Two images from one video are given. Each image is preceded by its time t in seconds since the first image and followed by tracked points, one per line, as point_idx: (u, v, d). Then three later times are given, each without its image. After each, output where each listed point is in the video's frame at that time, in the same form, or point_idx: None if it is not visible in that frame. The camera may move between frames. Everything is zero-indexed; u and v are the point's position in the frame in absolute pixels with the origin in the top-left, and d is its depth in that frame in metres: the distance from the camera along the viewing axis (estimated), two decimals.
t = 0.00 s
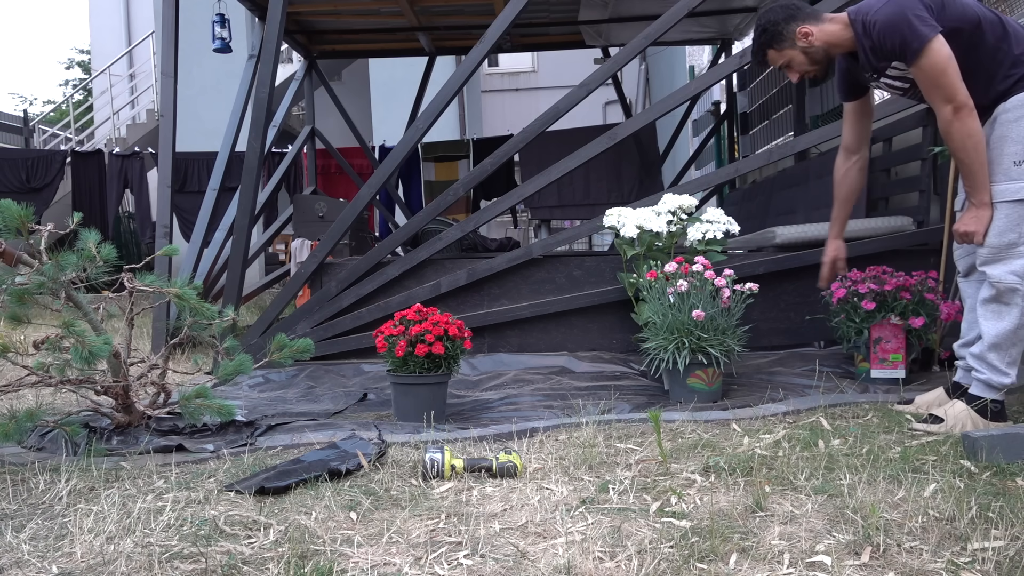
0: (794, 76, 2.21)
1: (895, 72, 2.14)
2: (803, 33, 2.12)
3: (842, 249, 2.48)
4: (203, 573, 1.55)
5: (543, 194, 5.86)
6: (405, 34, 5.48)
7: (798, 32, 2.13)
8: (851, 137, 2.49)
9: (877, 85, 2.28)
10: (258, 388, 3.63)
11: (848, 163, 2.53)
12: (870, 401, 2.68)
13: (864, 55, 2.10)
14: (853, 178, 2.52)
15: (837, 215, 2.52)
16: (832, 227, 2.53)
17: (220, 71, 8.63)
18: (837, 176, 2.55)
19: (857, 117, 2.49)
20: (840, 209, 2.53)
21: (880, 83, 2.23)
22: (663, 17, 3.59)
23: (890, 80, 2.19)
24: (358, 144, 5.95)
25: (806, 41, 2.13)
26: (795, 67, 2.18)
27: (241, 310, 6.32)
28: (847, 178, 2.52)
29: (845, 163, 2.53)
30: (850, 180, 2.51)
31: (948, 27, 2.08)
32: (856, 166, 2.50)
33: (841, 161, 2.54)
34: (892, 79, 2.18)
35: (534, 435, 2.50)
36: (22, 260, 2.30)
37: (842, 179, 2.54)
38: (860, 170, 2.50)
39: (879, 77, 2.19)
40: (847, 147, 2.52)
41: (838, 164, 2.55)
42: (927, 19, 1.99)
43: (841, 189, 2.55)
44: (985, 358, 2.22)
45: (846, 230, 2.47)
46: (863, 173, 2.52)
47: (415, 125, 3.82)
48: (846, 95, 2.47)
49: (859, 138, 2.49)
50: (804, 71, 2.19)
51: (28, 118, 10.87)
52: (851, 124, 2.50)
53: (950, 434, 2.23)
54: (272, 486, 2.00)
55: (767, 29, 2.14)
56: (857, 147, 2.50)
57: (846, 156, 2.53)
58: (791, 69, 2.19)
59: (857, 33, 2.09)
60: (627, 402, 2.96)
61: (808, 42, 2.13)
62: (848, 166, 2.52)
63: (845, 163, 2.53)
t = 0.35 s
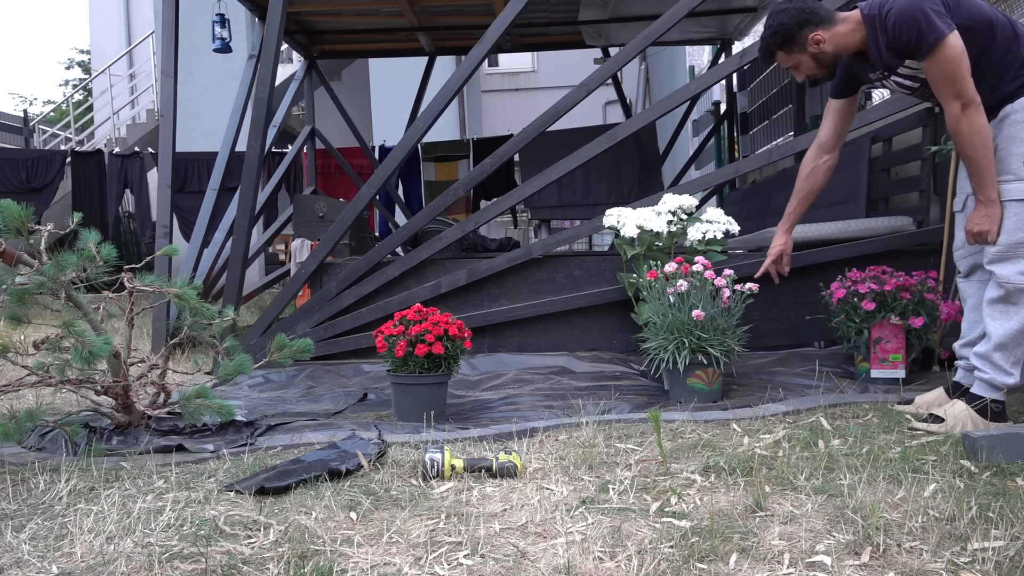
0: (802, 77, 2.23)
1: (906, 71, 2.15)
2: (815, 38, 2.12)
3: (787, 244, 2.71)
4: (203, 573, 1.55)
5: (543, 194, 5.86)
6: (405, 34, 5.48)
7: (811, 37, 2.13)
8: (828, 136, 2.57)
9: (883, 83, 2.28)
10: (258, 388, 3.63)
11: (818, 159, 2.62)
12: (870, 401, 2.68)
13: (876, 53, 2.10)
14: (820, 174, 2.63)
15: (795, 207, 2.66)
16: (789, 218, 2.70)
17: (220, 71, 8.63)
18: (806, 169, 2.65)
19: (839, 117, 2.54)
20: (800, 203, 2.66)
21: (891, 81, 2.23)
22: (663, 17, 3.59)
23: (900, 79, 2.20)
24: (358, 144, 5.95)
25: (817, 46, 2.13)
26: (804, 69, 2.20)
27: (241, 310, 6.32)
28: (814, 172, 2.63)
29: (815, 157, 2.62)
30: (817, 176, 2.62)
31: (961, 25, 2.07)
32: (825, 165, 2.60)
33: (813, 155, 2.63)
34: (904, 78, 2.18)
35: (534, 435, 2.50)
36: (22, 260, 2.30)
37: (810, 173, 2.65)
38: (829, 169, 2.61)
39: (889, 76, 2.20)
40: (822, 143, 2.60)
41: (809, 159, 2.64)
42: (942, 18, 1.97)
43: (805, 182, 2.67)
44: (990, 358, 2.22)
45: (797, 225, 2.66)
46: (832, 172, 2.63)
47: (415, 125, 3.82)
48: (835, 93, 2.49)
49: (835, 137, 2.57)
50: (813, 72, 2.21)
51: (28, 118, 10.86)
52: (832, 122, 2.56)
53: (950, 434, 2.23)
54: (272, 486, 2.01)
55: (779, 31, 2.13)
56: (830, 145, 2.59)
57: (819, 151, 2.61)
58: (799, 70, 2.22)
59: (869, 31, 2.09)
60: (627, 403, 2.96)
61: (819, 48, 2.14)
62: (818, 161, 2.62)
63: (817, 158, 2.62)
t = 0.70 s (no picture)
0: (807, 81, 2.21)
1: (910, 72, 2.13)
2: (822, 37, 2.11)
3: (784, 250, 2.68)
4: (203, 574, 1.55)
5: (543, 194, 5.86)
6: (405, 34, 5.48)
7: (818, 36, 2.11)
8: (829, 140, 2.59)
9: (883, 87, 2.27)
10: (258, 388, 3.63)
11: (818, 164, 2.62)
12: (870, 401, 2.68)
13: (879, 56, 2.09)
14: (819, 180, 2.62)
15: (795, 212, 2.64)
16: (789, 224, 2.68)
17: (220, 71, 8.63)
18: (806, 175, 2.64)
19: (840, 121, 2.56)
20: (801, 208, 2.64)
21: (892, 83, 2.22)
22: (663, 17, 3.58)
23: (902, 81, 2.19)
24: (358, 144, 5.94)
25: (824, 46, 2.12)
26: (810, 71, 2.17)
27: (241, 310, 6.32)
28: (814, 178, 2.61)
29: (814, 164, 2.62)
30: (817, 181, 2.61)
31: (963, 25, 2.07)
32: (826, 169, 2.59)
33: (813, 161, 2.63)
34: (907, 80, 2.17)
35: (534, 435, 2.50)
36: (22, 260, 2.30)
37: (810, 179, 2.63)
38: (829, 174, 2.59)
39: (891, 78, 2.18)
40: (822, 149, 2.61)
41: (809, 164, 2.64)
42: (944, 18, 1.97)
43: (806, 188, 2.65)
44: (991, 358, 2.22)
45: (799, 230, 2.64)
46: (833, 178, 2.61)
47: (415, 125, 3.82)
48: (835, 98, 2.51)
49: (835, 141, 2.59)
50: (819, 75, 2.19)
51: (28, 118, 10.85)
52: (832, 126, 2.58)
53: (950, 434, 2.22)
54: (272, 486, 2.00)
55: (785, 31, 2.12)
56: (830, 150, 2.60)
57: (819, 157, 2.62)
58: (803, 73, 2.19)
59: (871, 33, 2.09)
60: (628, 403, 2.95)
61: (825, 47, 2.12)
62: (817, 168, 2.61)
63: (817, 164, 2.62)
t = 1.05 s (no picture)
0: (805, 82, 2.21)
1: (905, 71, 2.13)
2: (821, 38, 2.11)
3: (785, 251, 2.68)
4: (203, 573, 1.55)
5: (543, 194, 5.86)
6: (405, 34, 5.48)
7: (817, 35, 2.12)
8: (824, 142, 2.58)
9: (880, 86, 2.28)
10: (258, 387, 3.64)
11: (815, 165, 2.62)
12: (870, 401, 2.68)
13: (875, 55, 2.09)
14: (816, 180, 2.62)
15: (792, 213, 2.64)
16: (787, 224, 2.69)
17: (220, 71, 8.63)
18: (802, 176, 2.64)
19: (835, 122, 2.55)
20: (797, 209, 2.65)
21: (889, 82, 2.22)
22: (663, 17, 3.58)
23: (899, 80, 2.19)
24: (358, 144, 5.95)
25: (823, 45, 2.12)
26: (809, 71, 2.17)
27: (241, 310, 6.32)
28: (810, 179, 2.62)
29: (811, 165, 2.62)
30: (813, 182, 2.61)
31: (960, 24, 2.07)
32: (823, 170, 2.59)
33: (809, 162, 2.62)
34: (904, 78, 2.17)
35: (534, 435, 2.50)
36: (22, 260, 2.30)
37: (806, 179, 2.64)
38: (825, 176, 2.60)
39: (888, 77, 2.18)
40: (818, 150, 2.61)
41: (805, 165, 2.63)
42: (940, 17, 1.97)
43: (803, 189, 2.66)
44: (990, 358, 2.22)
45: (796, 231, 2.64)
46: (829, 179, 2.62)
47: (415, 125, 3.82)
48: (831, 98, 2.50)
49: (830, 143, 2.58)
50: (817, 75, 2.19)
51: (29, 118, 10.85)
52: (828, 127, 2.56)
53: (949, 434, 2.22)
54: (272, 486, 2.01)
55: (785, 30, 2.12)
56: (826, 151, 2.59)
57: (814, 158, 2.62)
58: (802, 73, 2.19)
59: (868, 33, 2.09)
60: (628, 403, 2.95)
61: (824, 47, 2.12)
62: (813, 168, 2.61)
63: (813, 165, 2.62)
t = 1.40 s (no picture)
0: (805, 58, 2.12)
1: (900, 57, 2.09)
2: (825, 14, 2.01)
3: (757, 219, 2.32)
4: (203, 573, 1.55)
5: (543, 194, 5.86)
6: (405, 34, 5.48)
7: (821, 12, 2.01)
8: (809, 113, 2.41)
9: (872, 70, 2.23)
10: (258, 388, 3.64)
11: (796, 139, 2.44)
12: (870, 401, 2.68)
13: (874, 38, 2.03)
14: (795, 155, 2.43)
15: (769, 181, 2.39)
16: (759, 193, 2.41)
17: (220, 71, 8.64)
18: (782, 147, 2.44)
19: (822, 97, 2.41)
20: (774, 179, 2.40)
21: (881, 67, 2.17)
22: (663, 17, 3.58)
23: (892, 65, 2.14)
24: (358, 144, 5.95)
25: (826, 23, 2.02)
26: (808, 48, 2.09)
27: (241, 310, 6.32)
28: (791, 151, 2.42)
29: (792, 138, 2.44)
30: (795, 154, 2.42)
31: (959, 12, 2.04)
32: (805, 144, 2.41)
33: (791, 135, 2.44)
34: (896, 65, 2.13)
35: (534, 435, 2.51)
36: (22, 260, 2.30)
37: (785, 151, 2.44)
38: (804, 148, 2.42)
39: (883, 61, 2.13)
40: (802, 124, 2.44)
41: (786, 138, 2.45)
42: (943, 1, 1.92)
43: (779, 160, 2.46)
44: (989, 358, 2.22)
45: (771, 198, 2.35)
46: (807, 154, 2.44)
47: (415, 125, 3.82)
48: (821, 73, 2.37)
49: (813, 118, 2.42)
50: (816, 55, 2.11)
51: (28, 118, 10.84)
52: (814, 101, 2.41)
53: (949, 435, 2.22)
54: (272, 486, 2.01)
55: (790, 4, 2.00)
56: (810, 126, 2.43)
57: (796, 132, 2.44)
58: (802, 50, 2.09)
59: (869, 15, 2.01)
60: (628, 403, 2.95)
61: (827, 24, 2.03)
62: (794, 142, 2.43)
63: (793, 138, 2.44)
